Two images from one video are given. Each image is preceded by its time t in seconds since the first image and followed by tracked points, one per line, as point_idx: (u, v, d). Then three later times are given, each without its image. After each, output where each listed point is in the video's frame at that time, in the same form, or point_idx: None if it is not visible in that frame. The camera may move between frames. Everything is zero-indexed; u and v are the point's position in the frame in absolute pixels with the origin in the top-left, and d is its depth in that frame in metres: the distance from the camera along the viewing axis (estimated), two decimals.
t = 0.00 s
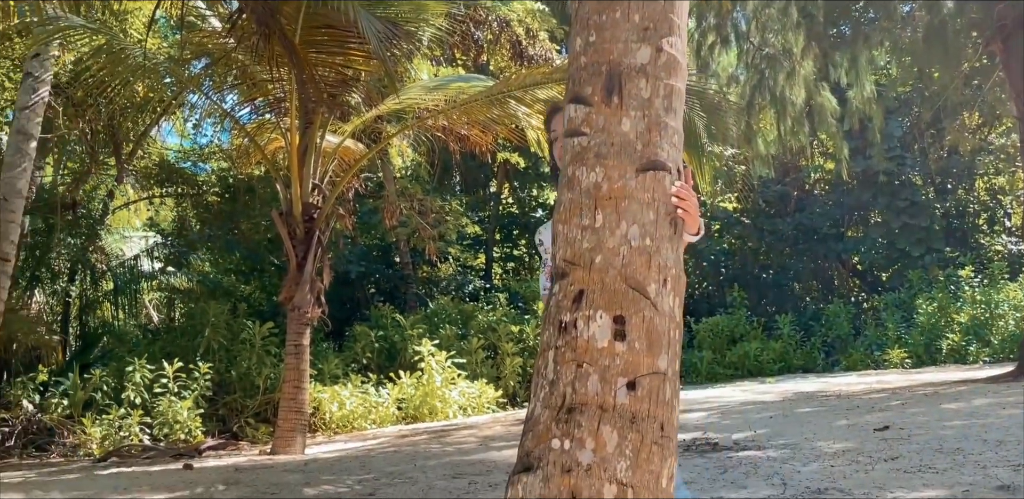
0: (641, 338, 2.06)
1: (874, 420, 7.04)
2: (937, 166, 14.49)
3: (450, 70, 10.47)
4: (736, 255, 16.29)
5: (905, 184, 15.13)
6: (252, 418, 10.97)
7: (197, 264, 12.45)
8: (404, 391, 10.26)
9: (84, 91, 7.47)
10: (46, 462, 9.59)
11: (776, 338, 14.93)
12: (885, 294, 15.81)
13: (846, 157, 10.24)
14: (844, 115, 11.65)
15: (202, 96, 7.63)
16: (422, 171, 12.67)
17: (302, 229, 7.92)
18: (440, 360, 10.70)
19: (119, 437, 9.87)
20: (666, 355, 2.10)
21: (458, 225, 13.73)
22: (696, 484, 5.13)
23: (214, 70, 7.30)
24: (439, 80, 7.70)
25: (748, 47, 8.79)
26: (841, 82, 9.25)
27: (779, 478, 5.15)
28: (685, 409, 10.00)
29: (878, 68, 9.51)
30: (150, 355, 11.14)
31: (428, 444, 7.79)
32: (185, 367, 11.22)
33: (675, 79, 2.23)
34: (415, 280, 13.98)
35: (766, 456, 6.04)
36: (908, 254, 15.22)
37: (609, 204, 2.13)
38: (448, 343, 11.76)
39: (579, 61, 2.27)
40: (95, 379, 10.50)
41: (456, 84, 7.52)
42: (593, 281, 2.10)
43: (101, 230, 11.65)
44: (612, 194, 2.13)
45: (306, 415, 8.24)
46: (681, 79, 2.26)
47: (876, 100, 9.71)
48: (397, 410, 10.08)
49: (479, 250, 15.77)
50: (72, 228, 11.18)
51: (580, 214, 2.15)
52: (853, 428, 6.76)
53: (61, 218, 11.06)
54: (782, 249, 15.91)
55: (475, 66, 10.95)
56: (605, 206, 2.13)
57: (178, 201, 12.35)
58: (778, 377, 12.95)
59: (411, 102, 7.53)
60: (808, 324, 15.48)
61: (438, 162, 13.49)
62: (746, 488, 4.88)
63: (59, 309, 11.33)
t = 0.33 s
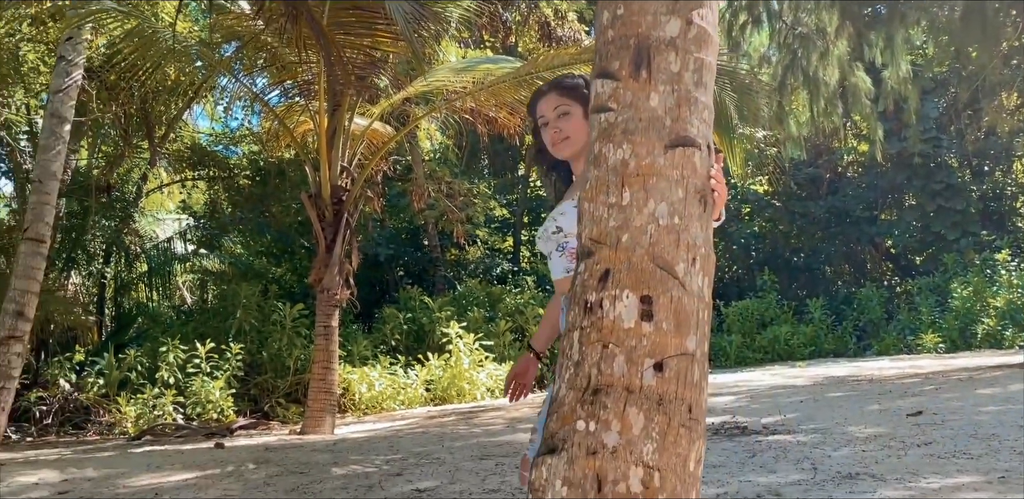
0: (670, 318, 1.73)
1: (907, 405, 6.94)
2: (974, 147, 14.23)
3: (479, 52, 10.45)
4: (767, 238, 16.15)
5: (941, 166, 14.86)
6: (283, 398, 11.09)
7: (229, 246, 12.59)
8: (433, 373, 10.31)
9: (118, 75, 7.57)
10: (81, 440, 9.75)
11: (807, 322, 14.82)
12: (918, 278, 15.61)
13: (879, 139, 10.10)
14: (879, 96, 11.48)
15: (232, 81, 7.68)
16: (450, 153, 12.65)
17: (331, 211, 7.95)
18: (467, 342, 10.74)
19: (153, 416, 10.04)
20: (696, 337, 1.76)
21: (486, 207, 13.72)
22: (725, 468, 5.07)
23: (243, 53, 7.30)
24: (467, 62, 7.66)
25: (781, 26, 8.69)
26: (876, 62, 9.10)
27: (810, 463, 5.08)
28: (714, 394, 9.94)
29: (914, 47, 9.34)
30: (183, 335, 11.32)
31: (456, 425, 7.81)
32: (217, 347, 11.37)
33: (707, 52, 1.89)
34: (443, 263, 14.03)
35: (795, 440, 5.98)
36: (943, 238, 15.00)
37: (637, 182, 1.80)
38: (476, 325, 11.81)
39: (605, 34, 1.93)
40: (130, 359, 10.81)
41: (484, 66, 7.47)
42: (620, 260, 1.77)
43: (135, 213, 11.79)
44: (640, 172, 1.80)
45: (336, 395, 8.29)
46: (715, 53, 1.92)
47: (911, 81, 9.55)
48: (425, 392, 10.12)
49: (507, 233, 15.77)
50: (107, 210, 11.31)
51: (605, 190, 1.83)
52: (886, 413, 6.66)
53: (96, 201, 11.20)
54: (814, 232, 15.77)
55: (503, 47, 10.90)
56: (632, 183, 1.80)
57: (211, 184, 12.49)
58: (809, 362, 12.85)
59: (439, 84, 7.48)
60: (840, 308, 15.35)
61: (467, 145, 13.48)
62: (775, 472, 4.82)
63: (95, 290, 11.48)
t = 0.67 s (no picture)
0: (690, 306, 1.87)
1: (941, 392, 6.80)
2: (1014, 129, 13.90)
3: (508, 33, 10.35)
4: (799, 222, 15.94)
5: (979, 148, 14.53)
6: (311, 380, 11.14)
7: (261, 229, 12.69)
8: (460, 356, 10.29)
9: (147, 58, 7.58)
10: (113, 421, 9.85)
11: (839, 307, 14.62)
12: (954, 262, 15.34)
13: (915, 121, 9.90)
14: (917, 77, 11.22)
15: (262, 64, 7.62)
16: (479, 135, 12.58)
17: (357, 195, 7.93)
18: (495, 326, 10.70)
19: (184, 397, 10.16)
20: (716, 326, 1.90)
21: (515, 191, 13.66)
22: (753, 456, 4.98)
23: (271, 36, 7.25)
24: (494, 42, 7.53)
25: (814, 6, 8.41)
26: (912, 41, 8.90)
27: (840, 451, 4.98)
28: (743, 380, 9.83)
29: (953, 26, 9.16)
30: (213, 317, 11.46)
31: (482, 409, 7.79)
32: (247, 329, 11.48)
33: (731, 28, 1.99)
34: (471, 246, 14.00)
35: (826, 428, 5.87)
36: (980, 222, 14.71)
37: (656, 162, 1.92)
38: (503, 309, 11.78)
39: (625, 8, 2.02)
40: (162, 341, 10.86)
41: (510, 48, 7.34)
42: (637, 246, 1.91)
43: (166, 196, 11.86)
44: (660, 153, 1.93)
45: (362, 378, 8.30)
46: (739, 30, 2.02)
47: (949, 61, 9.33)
48: (452, 375, 10.11)
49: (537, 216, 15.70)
50: (139, 193, 11.42)
51: (625, 172, 1.96)
52: (919, 401, 6.53)
53: (126, 184, 11.28)
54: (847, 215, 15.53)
55: (532, 29, 10.79)
56: (651, 164, 1.93)
57: (241, 167, 12.48)
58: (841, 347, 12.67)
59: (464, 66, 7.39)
60: (873, 293, 15.13)
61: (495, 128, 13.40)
62: (803, 461, 4.73)
63: (128, 274, 11.71)
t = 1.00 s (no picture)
0: (699, 310, 1.55)
1: (976, 382, 6.62)
2: None
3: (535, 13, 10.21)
4: (832, 205, 15.69)
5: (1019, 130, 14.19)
6: (337, 364, 11.14)
7: (288, 212, 12.72)
8: (485, 340, 10.25)
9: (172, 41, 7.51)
10: (141, 403, 9.98)
11: (872, 292, 14.40)
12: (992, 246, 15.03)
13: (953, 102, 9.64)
14: (956, 56, 10.93)
15: (289, 45, 7.55)
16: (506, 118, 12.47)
17: (379, 178, 7.89)
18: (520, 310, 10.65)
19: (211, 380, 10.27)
20: (730, 332, 1.58)
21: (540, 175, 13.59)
22: (777, 449, 4.87)
23: (297, 21, 7.16)
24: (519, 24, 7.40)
25: None
26: (950, 19, 8.64)
27: (868, 445, 4.85)
28: (771, 367, 9.69)
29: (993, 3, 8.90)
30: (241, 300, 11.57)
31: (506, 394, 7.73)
32: (273, 312, 11.55)
33: (749, 11, 1.68)
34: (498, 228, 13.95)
35: (855, 420, 5.73)
36: (1019, 205, 14.39)
37: (665, 156, 1.61)
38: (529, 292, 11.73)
39: None
40: (189, 323, 11.03)
41: (535, 29, 7.22)
42: (645, 245, 1.59)
43: (194, 179, 11.92)
44: (669, 145, 1.61)
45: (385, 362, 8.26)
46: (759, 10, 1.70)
47: (989, 39, 9.06)
48: (478, 359, 10.08)
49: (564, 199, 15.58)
50: (167, 175, 11.56)
51: (630, 168, 1.65)
52: (952, 392, 6.37)
53: (154, 166, 11.48)
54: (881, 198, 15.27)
55: (560, 9, 10.64)
56: (659, 158, 1.62)
57: (268, 149, 12.57)
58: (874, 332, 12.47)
59: (490, 49, 7.31)
60: (908, 277, 14.88)
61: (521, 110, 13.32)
62: (830, 455, 4.60)
63: (157, 256, 11.93)
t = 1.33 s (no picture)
0: (728, 341, 1.47)
1: None
2: None
3: None
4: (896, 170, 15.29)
5: None
6: (388, 330, 11.22)
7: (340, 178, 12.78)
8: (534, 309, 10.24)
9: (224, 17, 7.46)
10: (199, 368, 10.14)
11: (936, 260, 14.03)
12: None
13: None
14: None
15: (340, 11, 7.50)
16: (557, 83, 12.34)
17: (426, 149, 7.86)
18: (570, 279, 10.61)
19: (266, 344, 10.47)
20: (763, 364, 1.49)
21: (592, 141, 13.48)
22: (828, 436, 4.75)
23: None
24: None
25: None
26: None
27: (924, 433, 4.70)
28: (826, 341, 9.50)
29: None
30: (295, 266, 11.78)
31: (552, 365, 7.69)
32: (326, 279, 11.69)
33: (790, 17, 1.56)
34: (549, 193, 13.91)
35: (911, 404, 5.56)
36: None
37: (696, 176, 1.52)
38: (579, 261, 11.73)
39: None
40: (246, 288, 11.28)
41: None
42: (672, 272, 1.51)
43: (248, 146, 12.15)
44: (700, 165, 1.52)
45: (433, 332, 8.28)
46: (801, 16, 1.58)
47: None
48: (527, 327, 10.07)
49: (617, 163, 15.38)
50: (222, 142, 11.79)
51: (660, 187, 1.57)
52: (1013, 374, 6.16)
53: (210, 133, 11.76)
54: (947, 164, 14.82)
55: None
56: (690, 178, 1.53)
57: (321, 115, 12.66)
58: (935, 302, 12.17)
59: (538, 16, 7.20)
60: (974, 245, 14.46)
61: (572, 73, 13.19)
62: (882, 444, 4.47)
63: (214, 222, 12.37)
